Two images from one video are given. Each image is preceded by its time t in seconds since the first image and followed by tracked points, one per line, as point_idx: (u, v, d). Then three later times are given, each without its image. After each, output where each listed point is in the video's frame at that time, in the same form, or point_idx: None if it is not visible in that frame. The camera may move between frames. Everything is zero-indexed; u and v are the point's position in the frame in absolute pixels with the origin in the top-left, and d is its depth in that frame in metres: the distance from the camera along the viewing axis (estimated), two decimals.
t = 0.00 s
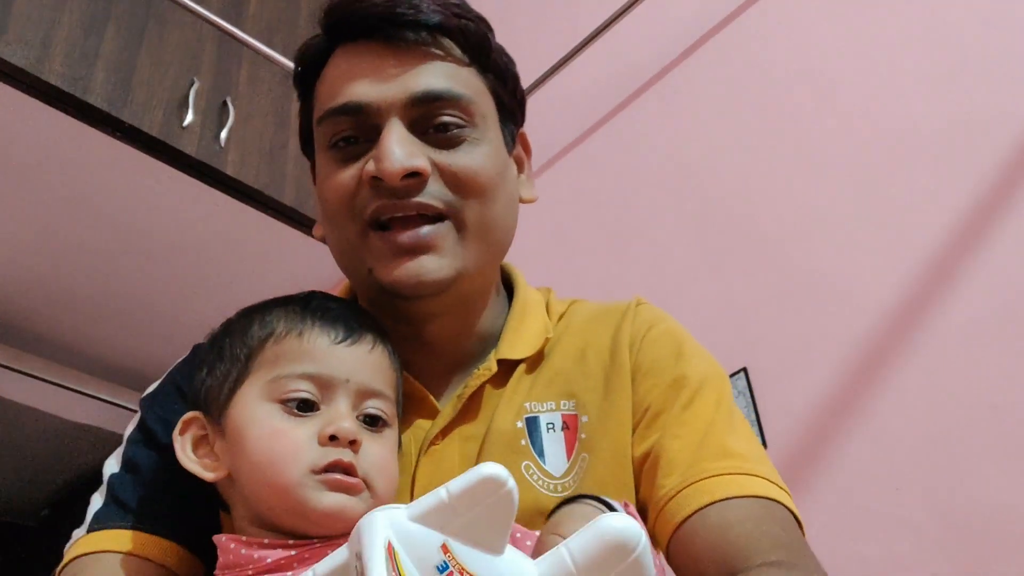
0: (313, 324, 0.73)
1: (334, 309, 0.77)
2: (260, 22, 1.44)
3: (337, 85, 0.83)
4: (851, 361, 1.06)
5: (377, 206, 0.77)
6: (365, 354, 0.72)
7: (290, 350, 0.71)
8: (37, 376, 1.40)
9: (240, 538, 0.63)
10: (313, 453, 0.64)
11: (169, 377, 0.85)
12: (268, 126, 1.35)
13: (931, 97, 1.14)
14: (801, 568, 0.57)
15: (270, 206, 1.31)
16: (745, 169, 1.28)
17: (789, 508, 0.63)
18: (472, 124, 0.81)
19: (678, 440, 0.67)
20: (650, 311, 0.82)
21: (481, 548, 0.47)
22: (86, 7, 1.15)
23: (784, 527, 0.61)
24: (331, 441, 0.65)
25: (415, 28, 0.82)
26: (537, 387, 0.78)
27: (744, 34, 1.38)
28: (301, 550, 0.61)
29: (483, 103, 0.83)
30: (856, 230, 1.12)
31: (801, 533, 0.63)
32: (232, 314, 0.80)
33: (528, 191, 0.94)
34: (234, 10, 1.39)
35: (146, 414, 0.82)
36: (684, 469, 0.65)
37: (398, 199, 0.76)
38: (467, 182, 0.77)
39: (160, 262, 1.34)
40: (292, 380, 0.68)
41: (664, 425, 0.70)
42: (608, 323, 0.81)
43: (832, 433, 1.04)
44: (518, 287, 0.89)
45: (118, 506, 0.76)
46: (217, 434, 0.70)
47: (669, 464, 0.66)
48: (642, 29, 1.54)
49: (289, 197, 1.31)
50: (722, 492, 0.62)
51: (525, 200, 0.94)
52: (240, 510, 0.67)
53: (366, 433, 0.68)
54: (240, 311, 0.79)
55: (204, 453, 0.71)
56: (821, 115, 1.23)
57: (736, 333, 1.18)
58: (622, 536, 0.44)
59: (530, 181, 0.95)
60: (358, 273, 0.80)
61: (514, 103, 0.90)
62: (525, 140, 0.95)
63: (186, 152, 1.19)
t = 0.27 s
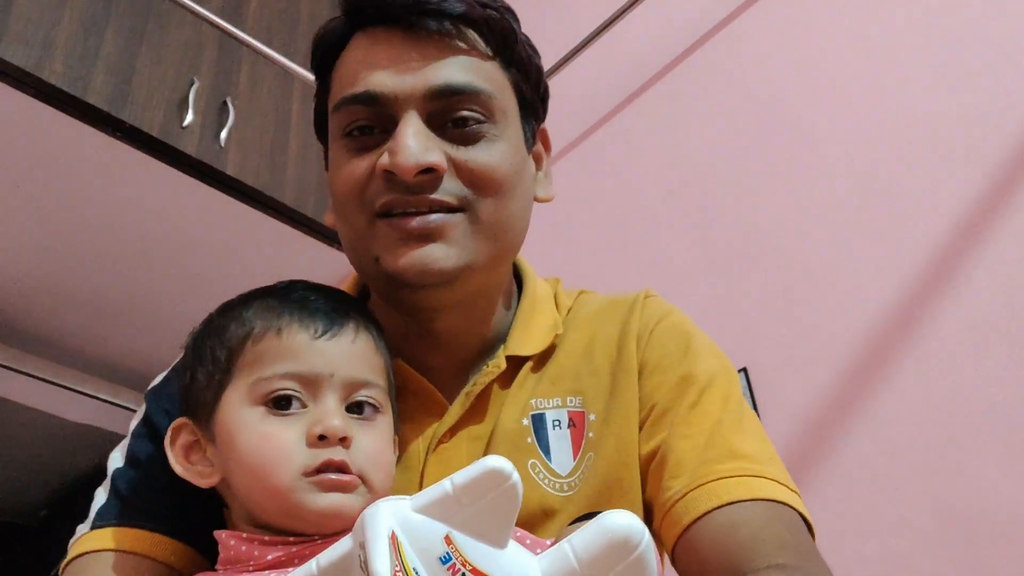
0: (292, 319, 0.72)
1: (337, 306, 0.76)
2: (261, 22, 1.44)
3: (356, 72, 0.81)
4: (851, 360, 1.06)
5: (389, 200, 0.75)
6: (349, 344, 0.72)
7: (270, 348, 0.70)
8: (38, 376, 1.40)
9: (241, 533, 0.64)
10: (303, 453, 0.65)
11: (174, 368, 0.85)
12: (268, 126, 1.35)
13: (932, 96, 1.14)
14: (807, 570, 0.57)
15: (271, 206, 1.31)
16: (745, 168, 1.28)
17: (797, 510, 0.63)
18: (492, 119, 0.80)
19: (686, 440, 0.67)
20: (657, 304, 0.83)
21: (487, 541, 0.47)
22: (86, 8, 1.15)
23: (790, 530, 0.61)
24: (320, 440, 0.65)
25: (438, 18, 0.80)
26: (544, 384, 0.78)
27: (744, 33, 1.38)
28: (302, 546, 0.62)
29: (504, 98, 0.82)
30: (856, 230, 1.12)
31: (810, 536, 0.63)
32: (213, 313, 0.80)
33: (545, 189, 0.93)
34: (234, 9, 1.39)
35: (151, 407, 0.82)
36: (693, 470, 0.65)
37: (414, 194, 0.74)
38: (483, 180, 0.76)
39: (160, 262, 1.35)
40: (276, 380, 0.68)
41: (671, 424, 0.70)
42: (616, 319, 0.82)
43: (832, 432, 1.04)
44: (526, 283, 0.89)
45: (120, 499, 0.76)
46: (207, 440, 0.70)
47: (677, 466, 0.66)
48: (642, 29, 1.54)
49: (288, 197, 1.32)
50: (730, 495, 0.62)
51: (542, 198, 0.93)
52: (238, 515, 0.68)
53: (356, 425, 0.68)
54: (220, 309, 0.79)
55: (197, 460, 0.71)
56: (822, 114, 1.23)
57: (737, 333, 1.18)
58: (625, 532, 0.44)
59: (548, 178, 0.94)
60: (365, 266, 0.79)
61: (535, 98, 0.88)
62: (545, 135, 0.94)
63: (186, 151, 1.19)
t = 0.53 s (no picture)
0: (252, 322, 0.71)
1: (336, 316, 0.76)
2: (260, 22, 1.43)
3: (357, 68, 0.81)
4: (851, 361, 1.06)
5: (391, 200, 0.75)
6: (312, 341, 0.71)
7: (233, 354, 0.70)
8: (38, 376, 1.40)
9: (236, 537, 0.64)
10: (270, 455, 0.64)
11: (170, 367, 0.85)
12: (268, 126, 1.35)
13: (930, 96, 1.14)
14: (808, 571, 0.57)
15: (271, 207, 1.31)
16: (745, 168, 1.27)
17: (798, 510, 0.63)
18: (493, 118, 0.79)
19: (687, 439, 0.67)
20: (652, 294, 0.83)
21: (487, 541, 0.46)
22: (85, 8, 1.14)
23: (792, 530, 0.61)
24: (285, 440, 0.64)
25: (441, 14, 0.80)
26: (539, 380, 0.78)
27: (744, 34, 1.38)
28: (295, 549, 0.62)
29: (506, 96, 0.81)
30: (856, 230, 1.12)
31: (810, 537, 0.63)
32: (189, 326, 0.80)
33: (547, 186, 0.93)
34: (233, 9, 1.39)
35: (145, 406, 0.82)
36: (693, 470, 0.65)
37: (416, 194, 0.74)
38: (484, 179, 0.76)
39: (160, 262, 1.34)
40: (239, 384, 0.67)
41: (669, 420, 0.69)
42: (610, 311, 0.82)
43: (832, 432, 1.04)
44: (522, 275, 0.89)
45: (113, 501, 0.76)
46: (186, 451, 0.71)
47: (677, 466, 0.66)
48: (642, 28, 1.53)
49: (288, 198, 1.32)
50: (732, 497, 0.62)
51: (544, 194, 0.93)
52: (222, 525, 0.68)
53: (323, 420, 0.67)
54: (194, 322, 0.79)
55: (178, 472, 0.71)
56: (822, 114, 1.23)
57: (736, 334, 1.18)
58: (624, 534, 0.44)
59: (549, 175, 0.94)
60: (366, 265, 0.79)
61: (537, 95, 0.89)
62: (548, 130, 0.93)
63: (186, 152, 1.18)
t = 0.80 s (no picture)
0: (244, 324, 0.71)
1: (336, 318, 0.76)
2: (260, 22, 1.43)
3: (347, 70, 0.80)
4: (851, 361, 1.06)
5: (382, 204, 0.75)
6: (305, 342, 0.71)
7: (226, 356, 0.69)
8: (37, 376, 1.40)
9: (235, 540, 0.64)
10: (263, 458, 0.64)
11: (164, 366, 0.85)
12: (267, 126, 1.35)
13: (931, 97, 1.14)
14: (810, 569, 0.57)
15: (271, 207, 1.30)
16: (745, 168, 1.27)
17: (800, 508, 0.63)
18: (484, 119, 0.79)
19: (684, 438, 0.67)
20: (647, 290, 0.83)
21: (489, 542, 0.46)
22: (86, 8, 1.14)
23: (792, 527, 0.61)
24: (276, 443, 0.64)
25: (430, 15, 0.79)
26: (535, 378, 0.78)
27: (744, 34, 1.38)
28: (292, 551, 0.62)
29: (497, 96, 0.81)
30: (857, 230, 1.12)
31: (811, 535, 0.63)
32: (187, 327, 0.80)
33: (541, 184, 0.92)
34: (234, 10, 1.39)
35: (139, 405, 0.82)
36: (693, 468, 0.64)
37: (406, 198, 0.74)
38: (476, 182, 0.75)
39: (159, 262, 1.34)
40: (231, 387, 0.67)
41: (666, 418, 0.69)
42: (606, 309, 0.82)
43: (832, 433, 1.04)
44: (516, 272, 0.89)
45: (107, 503, 0.76)
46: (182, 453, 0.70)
47: (676, 465, 0.66)
48: (642, 28, 1.53)
49: (288, 197, 1.31)
50: (732, 495, 0.62)
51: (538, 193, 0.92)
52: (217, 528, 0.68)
53: (316, 423, 0.67)
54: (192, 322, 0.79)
55: (174, 473, 0.71)
56: (823, 114, 1.23)
57: (736, 334, 1.18)
58: (625, 535, 0.43)
59: (543, 173, 0.94)
60: (359, 268, 0.79)
61: (529, 94, 0.88)
62: (540, 128, 0.93)
63: (187, 152, 1.18)
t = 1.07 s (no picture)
0: (240, 326, 0.71)
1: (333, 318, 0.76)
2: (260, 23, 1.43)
3: (342, 75, 0.81)
4: (852, 362, 1.06)
5: (378, 207, 0.75)
6: (300, 341, 0.71)
7: (222, 358, 0.70)
8: (39, 376, 1.41)
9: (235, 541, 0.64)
10: (260, 456, 0.64)
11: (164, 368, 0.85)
12: (268, 126, 1.34)
13: (932, 99, 1.14)
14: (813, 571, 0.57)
15: (270, 206, 1.30)
16: (745, 169, 1.27)
17: (801, 509, 0.63)
18: (481, 122, 0.79)
19: (684, 439, 0.67)
20: (646, 290, 0.83)
21: (480, 542, 0.46)
22: (87, 7, 1.13)
23: (794, 528, 0.61)
24: (274, 441, 0.64)
25: (425, 21, 0.79)
26: (534, 381, 0.78)
27: (744, 34, 1.37)
28: (291, 551, 0.62)
29: (493, 99, 0.81)
30: (857, 231, 1.12)
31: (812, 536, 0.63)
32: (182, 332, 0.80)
33: (538, 186, 0.92)
34: (234, 10, 1.38)
35: (138, 408, 0.82)
36: (694, 470, 0.64)
37: (402, 200, 0.74)
38: (472, 185, 0.75)
39: (160, 262, 1.34)
40: (228, 387, 0.67)
41: (665, 419, 0.69)
42: (603, 310, 0.82)
43: (833, 435, 1.04)
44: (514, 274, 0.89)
45: (107, 505, 0.76)
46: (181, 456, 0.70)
47: (676, 466, 0.66)
48: (642, 28, 1.53)
49: (288, 197, 1.31)
50: (734, 496, 0.61)
51: (535, 195, 0.92)
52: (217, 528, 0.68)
53: (313, 420, 0.67)
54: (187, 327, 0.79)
55: (173, 476, 0.71)
56: (823, 114, 1.23)
57: (737, 334, 1.18)
58: (619, 533, 0.43)
59: (541, 175, 0.93)
60: (356, 271, 0.79)
61: (526, 96, 0.88)
62: (538, 130, 0.93)
63: (187, 152, 1.17)
